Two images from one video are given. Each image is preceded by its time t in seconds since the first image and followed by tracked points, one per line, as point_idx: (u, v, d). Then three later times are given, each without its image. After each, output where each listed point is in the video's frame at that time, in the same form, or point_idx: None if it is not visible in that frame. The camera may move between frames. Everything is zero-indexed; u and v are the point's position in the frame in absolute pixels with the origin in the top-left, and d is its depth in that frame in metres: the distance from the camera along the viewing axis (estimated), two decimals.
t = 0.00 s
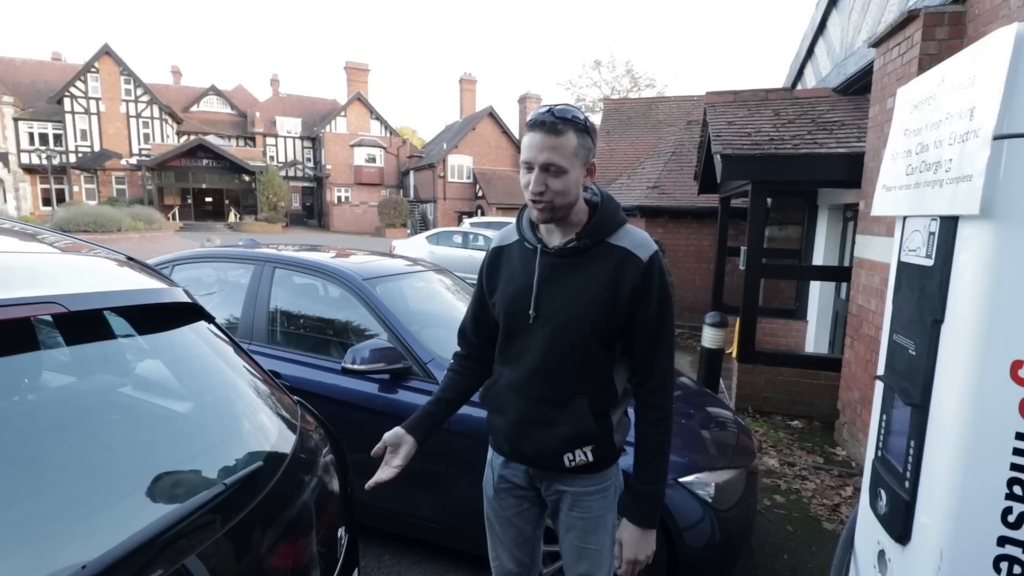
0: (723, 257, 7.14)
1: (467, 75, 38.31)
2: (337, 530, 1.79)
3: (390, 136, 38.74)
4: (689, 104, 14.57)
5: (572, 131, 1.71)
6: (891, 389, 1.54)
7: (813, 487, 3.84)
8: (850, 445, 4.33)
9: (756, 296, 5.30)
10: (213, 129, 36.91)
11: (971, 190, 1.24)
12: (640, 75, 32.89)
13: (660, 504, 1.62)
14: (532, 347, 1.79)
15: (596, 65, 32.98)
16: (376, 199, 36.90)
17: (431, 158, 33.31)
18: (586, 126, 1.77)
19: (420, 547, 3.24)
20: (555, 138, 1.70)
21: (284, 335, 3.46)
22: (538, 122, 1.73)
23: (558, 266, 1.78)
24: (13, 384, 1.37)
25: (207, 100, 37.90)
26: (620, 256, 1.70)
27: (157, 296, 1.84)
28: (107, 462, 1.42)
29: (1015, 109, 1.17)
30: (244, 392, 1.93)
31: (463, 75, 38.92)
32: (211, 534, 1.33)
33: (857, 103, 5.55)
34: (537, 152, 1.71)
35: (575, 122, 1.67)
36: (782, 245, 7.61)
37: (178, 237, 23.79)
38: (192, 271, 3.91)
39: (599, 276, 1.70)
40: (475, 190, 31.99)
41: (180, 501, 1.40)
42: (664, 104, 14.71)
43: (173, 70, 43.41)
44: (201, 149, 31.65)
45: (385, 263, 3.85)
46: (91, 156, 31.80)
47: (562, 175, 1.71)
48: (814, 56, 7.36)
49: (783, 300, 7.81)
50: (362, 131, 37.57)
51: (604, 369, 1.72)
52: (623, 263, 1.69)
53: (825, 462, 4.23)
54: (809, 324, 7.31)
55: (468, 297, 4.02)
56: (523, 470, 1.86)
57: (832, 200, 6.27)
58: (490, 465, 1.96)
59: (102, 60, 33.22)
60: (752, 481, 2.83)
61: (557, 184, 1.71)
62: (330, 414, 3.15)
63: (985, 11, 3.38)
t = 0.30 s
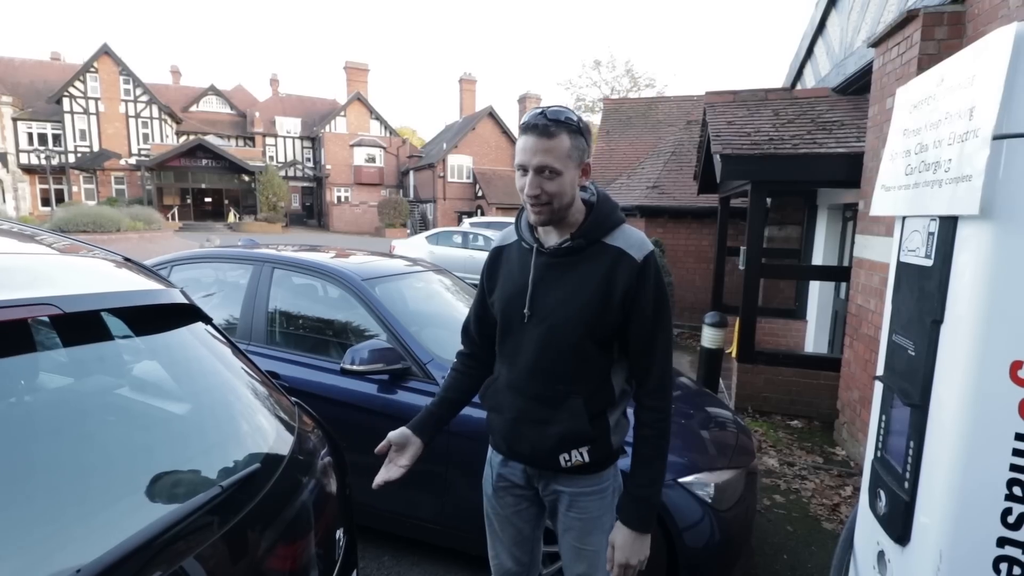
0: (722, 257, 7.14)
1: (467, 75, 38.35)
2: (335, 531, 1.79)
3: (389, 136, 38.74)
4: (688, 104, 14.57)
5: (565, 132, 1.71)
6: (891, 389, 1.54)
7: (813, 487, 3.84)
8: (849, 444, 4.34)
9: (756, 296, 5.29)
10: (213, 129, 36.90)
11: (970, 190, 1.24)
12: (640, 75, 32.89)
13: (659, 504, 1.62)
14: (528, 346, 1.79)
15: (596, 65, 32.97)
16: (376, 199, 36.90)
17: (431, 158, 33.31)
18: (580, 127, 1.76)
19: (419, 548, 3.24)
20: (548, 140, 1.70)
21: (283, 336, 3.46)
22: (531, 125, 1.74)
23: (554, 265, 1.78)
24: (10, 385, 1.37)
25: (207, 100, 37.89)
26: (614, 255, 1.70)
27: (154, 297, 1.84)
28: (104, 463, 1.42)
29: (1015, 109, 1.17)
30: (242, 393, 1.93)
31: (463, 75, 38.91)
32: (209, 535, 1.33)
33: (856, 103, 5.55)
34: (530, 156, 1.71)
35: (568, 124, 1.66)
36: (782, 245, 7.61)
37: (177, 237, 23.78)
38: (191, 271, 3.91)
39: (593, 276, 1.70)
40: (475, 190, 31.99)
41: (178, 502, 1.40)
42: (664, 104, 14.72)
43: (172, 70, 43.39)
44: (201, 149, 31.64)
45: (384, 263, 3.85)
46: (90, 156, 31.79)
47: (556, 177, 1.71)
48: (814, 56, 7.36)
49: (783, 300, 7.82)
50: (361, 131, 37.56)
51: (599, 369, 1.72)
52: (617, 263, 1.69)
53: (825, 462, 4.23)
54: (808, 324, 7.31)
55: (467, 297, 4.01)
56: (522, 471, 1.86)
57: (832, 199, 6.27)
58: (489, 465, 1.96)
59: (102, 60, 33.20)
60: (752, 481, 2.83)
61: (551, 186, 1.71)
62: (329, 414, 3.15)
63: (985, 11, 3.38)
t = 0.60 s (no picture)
0: (722, 256, 7.13)
1: (466, 75, 38.42)
2: (331, 531, 1.79)
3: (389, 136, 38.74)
4: (688, 104, 14.58)
5: (563, 130, 1.72)
6: (888, 389, 1.54)
7: (812, 487, 3.84)
8: (848, 444, 4.34)
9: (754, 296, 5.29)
10: (212, 129, 36.88)
11: (966, 189, 1.24)
12: (640, 75, 32.89)
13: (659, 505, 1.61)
14: (527, 346, 1.79)
15: (596, 65, 32.96)
16: (376, 199, 36.89)
17: (430, 158, 33.30)
18: (578, 126, 1.77)
19: (417, 549, 3.24)
20: (546, 137, 1.71)
21: (281, 336, 3.46)
22: (530, 123, 1.74)
23: (553, 264, 1.78)
24: (4, 386, 1.38)
25: (206, 100, 37.88)
26: (613, 254, 1.70)
27: (150, 297, 1.84)
28: (98, 464, 1.42)
29: (1011, 108, 1.17)
30: (238, 394, 1.94)
31: (463, 75, 38.93)
32: (203, 536, 1.33)
33: (855, 103, 5.55)
34: (528, 153, 1.71)
35: (566, 121, 1.67)
36: (781, 245, 7.61)
37: (176, 237, 23.75)
38: (189, 271, 3.91)
39: (592, 273, 1.71)
40: (474, 190, 31.98)
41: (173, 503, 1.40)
42: (663, 104, 14.71)
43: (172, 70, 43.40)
44: (200, 149, 31.62)
45: (383, 263, 3.85)
46: (90, 156, 31.79)
47: (555, 174, 1.71)
48: (813, 56, 7.36)
49: (782, 300, 7.84)
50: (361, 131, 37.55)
51: (598, 369, 1.72)
52: (616, 261, 1.69)
53: (823, 462, 4.23)
54: (807, 324, 7.31)
55: (465, 297, 4.02)
56: (519, 470, 1.86)
57: (831, 199, 6.27)
58: (486, 465, 1.96)
59: (101, 60, 33.18)
60: (750, 481, 2.83)
61: (550, 184, 1.71)
62: (327, 415, 3.15)
63: (983, 11, 3.37)
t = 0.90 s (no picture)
0: (721, 256, 7.12)
1: (466, 75, 38.43)
2: (324, 536, 1.77)
3: (388, 136, 38.71)
4: (687, 104, 14.59)
5: (565, 130, 1.70)
6: (893, 389, 1.52)
7: (811, 487, 3.83)
8: (847, 444, 4.33)
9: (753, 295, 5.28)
10: (210, 129, 36.84)
11: (975, 184, 1.21)
12: (639, 76, 32.92)
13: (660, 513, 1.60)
14: (527, 347, 1.78)
15: (595, 66, 32.97)
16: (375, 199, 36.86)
17: (430, 158, 33.28)
18: (578, 123, 1.75)
19: (415, 551, 3.22)
20: (550, 139, 1.69)
21: (277, 336, 3.44)
22: (531, 124, 1.71)
23: (552, 264, 1.77)
24: None
25: (205, 99, 37.84)
26: (613, 253, 1.69)
27: (138, 296, 1.83)
28: (88, 466, 1.41)
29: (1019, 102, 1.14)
30: (229, 395, 1.93)
31: (462, 75, 38.93)
32: (194, 541, 1.31)
33: (854, 102, 5.54)
34: (532, 155, 1.69)
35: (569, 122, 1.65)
36: (780, 245, 7.61)
37: (174, 237, 23.68)
38: (185, 271, 3.89)
39: (593, 273, 1.70)
40: (474, 190, 31.97)
41: (162, 507, 1.39)
42: (662, 104, 14.72)
43: (171, 70, 43.34)
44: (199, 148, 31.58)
45: (381, 263, 3.84)
46: (88, 156, 31.74)
47: (558, 176, 1.70)
48: (812, 56, 7.36)
49: (781, 299, 7.84)
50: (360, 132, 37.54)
51: (600, 370, 1.71)
52: (617, 261, 1.68)
53: (823, 462, 4.22)
54: (806, 323, 7.30)
55: (464, 296, 4.00)
56: (519, 473, 1.85)
57: (830, 199, 6.27)
58: (486, 468, 1.94)
59: (99, 60, 33.13)
60: (750, 482, 2.82)
61: (554, 186, 1.70)
62: (324, 416, 3.13)
63: (983, 9, 3.37)
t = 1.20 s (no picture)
0: (714, 256, 7.15)
1: (460, 75, 38.41)
2: (312, 543, 1.76)
3: (381, 136, 38.62)
4: (680, 104, 14.65)
5: (555, 118, 1.72)
6: (886, 389, 1.52)
7: (804, 486, 3.85)
8: (839, 443, 4.36)
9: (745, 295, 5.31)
10: (201, 128, 36.60)
11: (968, 183, 1.21)
12: (632, 76, 33.01)
13: (656, 504, 1.68)
14: (525, 352, 1.77)
15: (588, 65, 33.03)
16: (368, 199, 36.75)
17: (423, 158, 33.21)
18: (572, 115, 1.77)
19: (407, 554, 3.21)
20: (537, 124, 1.72)
21: (266, 338, 3.43)
22: (521, 110, 1.76)
23: (550, 267, 1.76)
24: None
25: (196, 97, 37.57)
26: (614, 255, 1.71)
27: (118, 299, 1.82)
28: (67, 474, 1.39)
29: (1017, 99, 1.14)
30: (212, 400, 1.92)
31: (455, 74, 38.89)
32: (176, 552, 1.30)
33: (845, 102, 5.58)
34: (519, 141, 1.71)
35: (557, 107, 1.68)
36: (772, 244, 7.65)
37: (164, 237, 23.47)
38: (173, 272, 3.86)
39: (594, 275, 1.70)
40: (467, 190, 31.94)
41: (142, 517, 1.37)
42: (655, 104, 14.77)
43: (160, 67, 42.93)
44: (189, 148, 31.36)
45: (372, 263, 3.82)
46: (77, 156, 31.45)
47: (544, 163, 1.71)
48: (804, 56, 7.40)
49: (772, 298, 7.89)
50: (353, 131, 37.41)
51: (600, 373, 1.72)
52: (618, 262, 1.70)
53: (814, 461, 4.24)
54: (798, 322, 7.34)
55: (456, 297, 4.00)
56: (515, 481, 1.84)
57: (821, 199, 6.31)
58: (480, 476, 1.94)
59: (88, 58, 32.83)
60: (744, 481, 2.83)
61: (539, 173, 1.71)
62: (314, 419, 3.12)
63: (972, 10, 3.40)
